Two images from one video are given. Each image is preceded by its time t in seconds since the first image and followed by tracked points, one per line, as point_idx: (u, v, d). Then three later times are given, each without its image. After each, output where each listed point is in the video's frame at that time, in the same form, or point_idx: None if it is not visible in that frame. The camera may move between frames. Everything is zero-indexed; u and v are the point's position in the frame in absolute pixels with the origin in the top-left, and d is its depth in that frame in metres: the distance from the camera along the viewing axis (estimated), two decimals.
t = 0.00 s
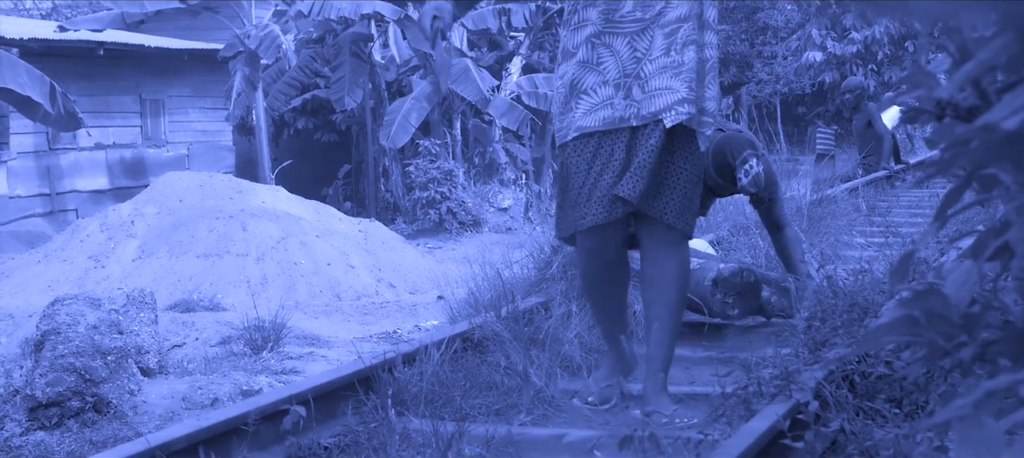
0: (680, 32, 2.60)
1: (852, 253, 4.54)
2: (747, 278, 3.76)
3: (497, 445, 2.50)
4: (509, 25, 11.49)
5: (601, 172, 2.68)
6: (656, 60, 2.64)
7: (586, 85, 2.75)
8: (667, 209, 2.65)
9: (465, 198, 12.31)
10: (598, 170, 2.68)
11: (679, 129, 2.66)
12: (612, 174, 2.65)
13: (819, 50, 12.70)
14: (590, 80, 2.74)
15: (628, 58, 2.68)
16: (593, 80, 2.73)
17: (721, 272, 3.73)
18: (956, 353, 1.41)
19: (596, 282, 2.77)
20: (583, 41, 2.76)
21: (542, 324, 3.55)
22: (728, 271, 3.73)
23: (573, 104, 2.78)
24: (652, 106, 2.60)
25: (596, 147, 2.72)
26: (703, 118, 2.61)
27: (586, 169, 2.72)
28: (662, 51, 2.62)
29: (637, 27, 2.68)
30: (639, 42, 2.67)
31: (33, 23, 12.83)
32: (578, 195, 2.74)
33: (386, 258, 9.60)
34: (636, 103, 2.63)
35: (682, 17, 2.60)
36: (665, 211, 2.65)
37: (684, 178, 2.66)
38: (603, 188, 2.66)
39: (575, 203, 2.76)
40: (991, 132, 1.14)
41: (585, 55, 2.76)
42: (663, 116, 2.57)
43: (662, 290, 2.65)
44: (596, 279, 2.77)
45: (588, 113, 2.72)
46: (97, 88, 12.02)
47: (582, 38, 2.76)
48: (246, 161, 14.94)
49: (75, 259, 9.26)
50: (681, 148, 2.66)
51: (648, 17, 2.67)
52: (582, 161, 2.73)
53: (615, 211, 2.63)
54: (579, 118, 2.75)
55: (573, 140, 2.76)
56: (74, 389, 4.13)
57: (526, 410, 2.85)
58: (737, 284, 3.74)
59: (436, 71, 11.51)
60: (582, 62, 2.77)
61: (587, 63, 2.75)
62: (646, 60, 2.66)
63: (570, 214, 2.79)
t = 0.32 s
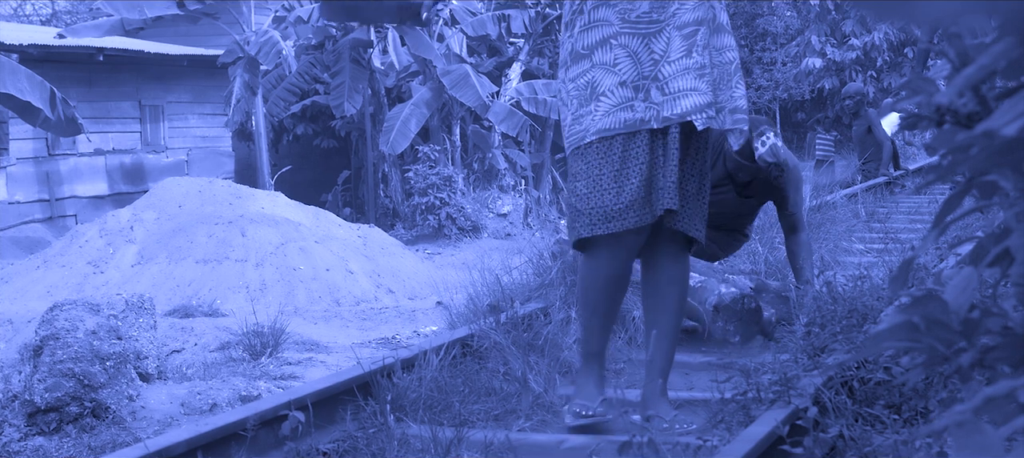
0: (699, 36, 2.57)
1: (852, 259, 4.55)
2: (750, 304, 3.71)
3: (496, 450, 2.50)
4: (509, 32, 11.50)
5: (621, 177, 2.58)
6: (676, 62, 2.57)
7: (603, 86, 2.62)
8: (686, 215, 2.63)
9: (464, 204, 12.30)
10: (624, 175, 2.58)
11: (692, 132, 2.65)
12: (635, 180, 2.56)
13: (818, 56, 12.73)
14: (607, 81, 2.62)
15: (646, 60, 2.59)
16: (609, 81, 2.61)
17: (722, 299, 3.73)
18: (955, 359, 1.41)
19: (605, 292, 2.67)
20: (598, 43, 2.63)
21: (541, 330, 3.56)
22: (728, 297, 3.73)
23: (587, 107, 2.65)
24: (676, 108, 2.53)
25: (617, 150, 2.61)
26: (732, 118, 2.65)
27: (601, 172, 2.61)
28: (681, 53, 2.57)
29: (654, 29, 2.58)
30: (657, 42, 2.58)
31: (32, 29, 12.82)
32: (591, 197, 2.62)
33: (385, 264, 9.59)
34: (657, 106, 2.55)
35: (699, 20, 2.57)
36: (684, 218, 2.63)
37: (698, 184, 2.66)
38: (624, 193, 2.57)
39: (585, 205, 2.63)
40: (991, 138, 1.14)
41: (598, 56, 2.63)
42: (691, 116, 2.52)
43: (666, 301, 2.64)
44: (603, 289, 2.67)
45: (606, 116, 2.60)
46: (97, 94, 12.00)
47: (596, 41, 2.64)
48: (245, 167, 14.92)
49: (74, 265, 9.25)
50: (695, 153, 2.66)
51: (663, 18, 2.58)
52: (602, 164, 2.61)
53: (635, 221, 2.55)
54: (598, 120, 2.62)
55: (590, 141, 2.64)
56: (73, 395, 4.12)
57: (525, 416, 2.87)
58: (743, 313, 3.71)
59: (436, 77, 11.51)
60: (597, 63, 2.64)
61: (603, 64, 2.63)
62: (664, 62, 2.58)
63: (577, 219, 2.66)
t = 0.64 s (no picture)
0: (703, 39, 2.59)
1: (843, 256, 4.57)
2: (738, 320, 3.57)
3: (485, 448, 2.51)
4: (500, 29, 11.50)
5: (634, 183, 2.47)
6: (684, 63, 2.55)
7: (616, 89, 2.48)
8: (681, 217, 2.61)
9: (455, 201, 12.29)
10: (638, 181, 2.47)
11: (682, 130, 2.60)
12: (647, 189, 2.48)
13: (809, 54, 12.76)
14: (619, 84, 2.48)
15: (658, 62, 2.50)
16: (621, 84, 2.48)
17: (709, 316, 3.60)
18: (945, 355, 1.42)
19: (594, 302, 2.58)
20: (607, 43, 2.48)
21: (532, 327, 3.58)
22: (715, 315, 3.59)
23: (599, 110, 2.48)
24: (694, 110, 2.51)
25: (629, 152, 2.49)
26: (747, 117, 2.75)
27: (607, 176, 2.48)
28: (689, 56, 2.56)
29: (666, 31, 2.50)
30: (669, 43, 2.51)
31: (23, 26, 12.77)
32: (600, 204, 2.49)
33: (376, 261, 9.58)
34: (677, 109, 2.49)
35: (698, 23, 2.58)
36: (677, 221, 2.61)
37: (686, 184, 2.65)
38: (638, 201, 2.47)
39: (592, 215, 2.49)
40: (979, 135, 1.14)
41: (609, 58, 2.49)
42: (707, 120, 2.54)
43: (651, 299, 2.67)
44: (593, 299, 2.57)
45: (621, 119, 2.47)
46: (88, 91, 11.95)
47: (604, 40, 2.49)
48: (237, 164, 14.89)
49: (66, 262, 9.23)
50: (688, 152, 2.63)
51: (672, 19, 2.51)
52: (614, 169, 2.48)
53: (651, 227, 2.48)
54: (610, 124, 2.48)
55: (595, 145, 2.49)
56: (64, 392, 4.12)
57: (516, 413, 2.89)
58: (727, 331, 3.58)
59: (427, 74, 11.49)
60: (604, 64, 2.49)
61: (613, 65, 2.48)
62: (675, 63, 2.53)
63: (583, 225, 2.51)
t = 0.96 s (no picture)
0: (693, 40, 2.60)
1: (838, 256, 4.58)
2: (733, 319, 3.57)
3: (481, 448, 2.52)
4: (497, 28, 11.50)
5: (630, 182, 2.46)
6: (678, 64, 2.54)
7: (608, 85, 2.46)
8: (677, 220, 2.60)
9: (451, 200, 12.28)
10: (637, 178, 2.46)
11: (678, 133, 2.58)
12: (644, 185, 2.45)
13: (805, 53, 12.78)
14: (611, 81, 2.47)
15: (655, 60, 2.50)
16: (612, 80, 2.47)
17: (705, 315, 3.61)
18: (940, 355, 1.43)
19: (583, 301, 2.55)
20: (596, 40, 2.48)
21: (527, 326, 3.63)
22: (712, 314, 3.60)
23: (586, 106, 2.46)
24: (686, 111, 2.51)
25: (625, 150, 2.47)
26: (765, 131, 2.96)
27: (600, 176, 2.48)
28: (683, 56, 2.55)
29: (661, 29, 2.51)
30: (662, 43, 2.51)
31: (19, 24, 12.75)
32: (590, 203, 2.48)
33: (373, 260, 9.57)
34: (669, 110, 2.49)
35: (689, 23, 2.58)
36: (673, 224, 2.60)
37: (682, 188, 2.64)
38: (636, 198, 2.45)
39: (587, 212, 2.48)
40: (974, 133, 1.15)
41: (600, 56, 2.48)
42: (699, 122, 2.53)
43: (643, 301, 2.67)
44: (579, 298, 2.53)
45: (609, 117, 2.46)
46: (84, 90, 11.94)
47: (593, 38, 2.48)
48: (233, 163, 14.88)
49: (61, 260, 9.22)
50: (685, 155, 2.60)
51: (670, 17, 2.52)
52: (612, 167, 2.47)
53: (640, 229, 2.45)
54: (598, 123, 2.46)
55: (586, 143, 2.47)
56: (59, 390, 4.11)
57: (511, 412, 2.89)
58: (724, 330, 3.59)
59: (423, 73, 11.49)
60: (593, 62, 2.48)
61: (606, 61, 2.48)
62: (670, 63, 2.53)
63: (576, 222, 2.49)
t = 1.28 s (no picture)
0: (679, 46, 2.65)
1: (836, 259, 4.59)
2: (732, 322, 3.56)
3: (479, 448, 2.52)
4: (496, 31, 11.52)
5: (628, 188, 2.47)
6: (669, 69, 2.60)
7: (608, 88, 2.48)
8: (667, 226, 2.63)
9: (450, 202, 12.22)
10: (634, 185, 2.48)
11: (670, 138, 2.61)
12: (640, 191, 2.47)
13: (804, 55, 12.78)
14: (613, 85, 2.48)
15: (653, 66, 2.54)
16: (613, 84, 2.48)
17: (703, 318, 3.62)
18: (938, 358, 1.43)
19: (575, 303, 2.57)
20: (600, 42, 2.49)
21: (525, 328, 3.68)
22: (709, 316, 3.60)
23: (588, 108, 2.47)
24: (677, 117, 2.55)
25: (624, 156, 2.48)
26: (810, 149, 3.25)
27: (596, 181, 2.48)
28: (673, 62, 2.62)
29: (660, 34, 2.55)
30: (660, 48, 2.55)
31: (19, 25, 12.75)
32: (586, 206, 2.49)
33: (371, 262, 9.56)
34: (665, 115, 2.52)
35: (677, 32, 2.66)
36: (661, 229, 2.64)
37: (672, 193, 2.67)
38: (632, 205, 2.47)
39: (581, 213, 2.49)
40: (971, 136, 1.16)
41: (602, 59, 2.49)
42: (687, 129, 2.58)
43: (635, 304, 2.75)
44: (570, 298, 2.54)
45: (609, 120, 2.47)
46: (83, 91, 11.94)
47: (598, 39, 2.49)
48: (232, 164, 14.87)
49: (60, 262, 9.22)
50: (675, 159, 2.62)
51: (667, 24, 2.57)
52: (609, 172, 2.48)
53: (633, 234, 2.48)
54: (598, 125, 2.47)
55: (585, 147, 2.47)
56: (57, 392, 4.11)
57: (509, 415, 2.89)
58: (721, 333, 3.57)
59: (422, 75, 11.49)
60: (596, 64, 2.49)
61: (605, 65, 2.49)
62: (665, 68, 2.58)
63: (570, 224, 2.49)
